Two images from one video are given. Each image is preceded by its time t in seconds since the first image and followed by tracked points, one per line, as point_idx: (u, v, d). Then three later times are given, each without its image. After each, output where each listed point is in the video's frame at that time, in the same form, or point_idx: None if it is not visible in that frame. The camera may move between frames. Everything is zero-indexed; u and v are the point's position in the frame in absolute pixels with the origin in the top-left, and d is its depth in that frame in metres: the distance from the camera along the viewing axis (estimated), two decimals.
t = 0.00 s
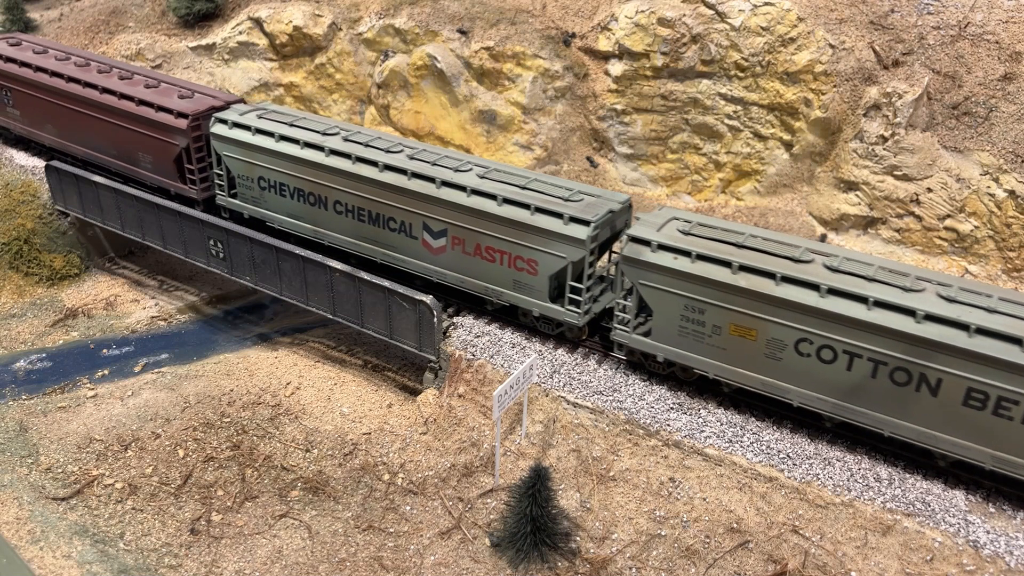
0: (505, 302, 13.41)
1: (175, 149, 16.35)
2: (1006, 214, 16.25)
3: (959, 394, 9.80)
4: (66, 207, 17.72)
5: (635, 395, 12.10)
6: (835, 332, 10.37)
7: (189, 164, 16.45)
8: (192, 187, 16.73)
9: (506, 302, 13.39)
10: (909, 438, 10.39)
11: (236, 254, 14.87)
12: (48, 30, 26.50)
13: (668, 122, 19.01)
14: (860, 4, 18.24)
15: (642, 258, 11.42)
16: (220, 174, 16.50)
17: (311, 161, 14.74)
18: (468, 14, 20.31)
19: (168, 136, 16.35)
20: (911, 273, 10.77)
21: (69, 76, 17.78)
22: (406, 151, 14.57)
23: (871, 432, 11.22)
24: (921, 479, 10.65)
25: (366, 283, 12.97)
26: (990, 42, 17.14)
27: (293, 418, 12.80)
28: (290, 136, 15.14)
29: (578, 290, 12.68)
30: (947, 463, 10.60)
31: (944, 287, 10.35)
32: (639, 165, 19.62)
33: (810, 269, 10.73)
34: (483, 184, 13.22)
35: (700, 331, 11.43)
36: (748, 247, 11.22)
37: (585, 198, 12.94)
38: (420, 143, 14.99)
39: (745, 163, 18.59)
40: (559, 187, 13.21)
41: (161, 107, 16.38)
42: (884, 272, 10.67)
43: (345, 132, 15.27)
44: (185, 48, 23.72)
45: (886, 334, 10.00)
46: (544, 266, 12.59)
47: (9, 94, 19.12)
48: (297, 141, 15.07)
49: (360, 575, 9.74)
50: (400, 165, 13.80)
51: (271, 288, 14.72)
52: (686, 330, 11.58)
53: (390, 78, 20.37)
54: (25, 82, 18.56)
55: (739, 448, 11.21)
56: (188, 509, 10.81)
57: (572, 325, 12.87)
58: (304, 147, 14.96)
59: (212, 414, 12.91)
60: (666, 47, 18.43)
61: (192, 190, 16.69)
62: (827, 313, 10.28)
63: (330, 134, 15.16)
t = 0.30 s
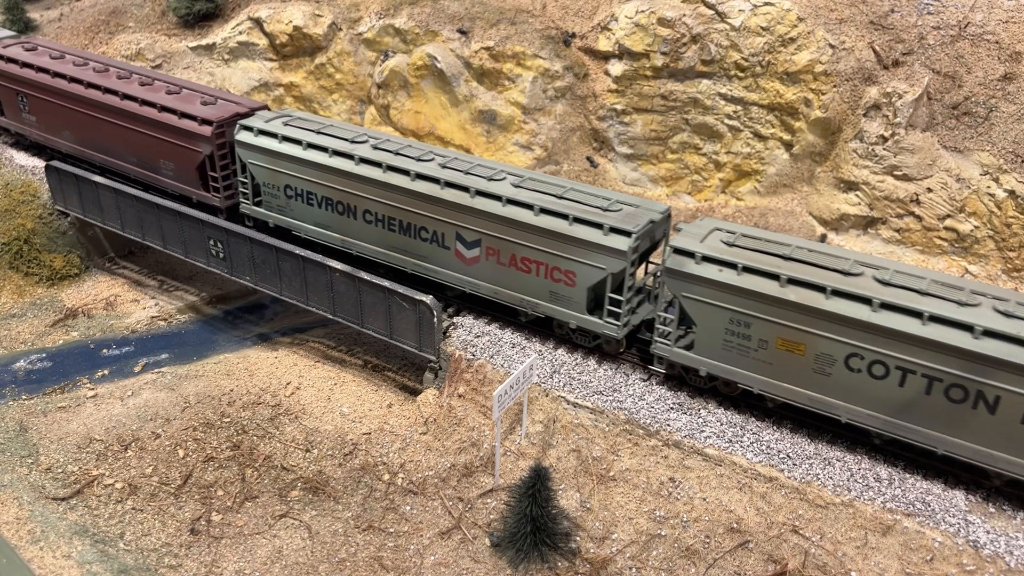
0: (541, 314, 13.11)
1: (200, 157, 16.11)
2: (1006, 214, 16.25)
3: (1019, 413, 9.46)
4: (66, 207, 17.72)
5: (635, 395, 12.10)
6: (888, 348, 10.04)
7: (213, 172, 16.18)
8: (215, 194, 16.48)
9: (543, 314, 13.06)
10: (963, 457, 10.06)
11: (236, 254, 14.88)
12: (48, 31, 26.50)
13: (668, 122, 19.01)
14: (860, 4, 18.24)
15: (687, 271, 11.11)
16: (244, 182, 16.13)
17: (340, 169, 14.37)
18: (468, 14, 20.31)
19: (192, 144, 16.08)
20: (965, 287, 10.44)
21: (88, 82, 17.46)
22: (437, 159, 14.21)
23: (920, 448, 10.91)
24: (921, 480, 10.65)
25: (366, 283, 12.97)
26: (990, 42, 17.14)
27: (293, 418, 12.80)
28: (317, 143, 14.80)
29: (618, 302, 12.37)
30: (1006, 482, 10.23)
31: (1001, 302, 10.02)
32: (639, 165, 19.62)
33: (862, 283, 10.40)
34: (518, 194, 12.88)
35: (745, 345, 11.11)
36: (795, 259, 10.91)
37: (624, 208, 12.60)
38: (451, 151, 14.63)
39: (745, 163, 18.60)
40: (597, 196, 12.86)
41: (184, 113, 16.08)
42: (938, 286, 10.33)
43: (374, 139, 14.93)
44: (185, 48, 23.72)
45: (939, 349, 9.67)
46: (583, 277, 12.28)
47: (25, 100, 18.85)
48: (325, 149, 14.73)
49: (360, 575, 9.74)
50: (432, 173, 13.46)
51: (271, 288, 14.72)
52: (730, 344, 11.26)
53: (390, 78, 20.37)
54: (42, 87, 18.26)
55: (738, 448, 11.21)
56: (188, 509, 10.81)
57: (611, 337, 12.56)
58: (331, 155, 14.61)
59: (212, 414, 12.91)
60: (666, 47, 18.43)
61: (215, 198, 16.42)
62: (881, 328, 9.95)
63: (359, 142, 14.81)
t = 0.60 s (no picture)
0: (579, 326, 12.83)
1: (224, 165, 15.71)
2: (1006, 214, 16.25)
3: None
4: (66, 207, 17.72)
5: (635, 395, 12.10)
6: (945, 366, 9.78)
7: (239, 180, 15.80)
8: (240, 203, 16.09)
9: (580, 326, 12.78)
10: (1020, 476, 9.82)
11: (236, 254, 14.88)
12: (48, 30, 26.50)
13: (668, 122, 19.01)
14: (860, 4, 18.24)
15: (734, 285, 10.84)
16: (270, 191, 15.75)
17: (371, 179, 14.04)
18: (468, 14, 20.31)
19: (217, 151, 15.70)
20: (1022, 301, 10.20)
21: (109, 88, 17.13)
22: (470, 168, 13.88)
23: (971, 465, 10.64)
24: (921, 480, 10.65)
25: (366, 283, 12.97)
26: (990, 42, 17.14)
27: (293, 418, 12.80)
28: (346, 152, 14.46)
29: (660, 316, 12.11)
30: None
31: None
32: (639, 165, 19.61)
33: (916, 299, 10.13)
34: (556, 205, 12.60)
35: (794, 361, 10.84)
36: (846, 273, 10.66)
37: (666, 220, 12.33)
38: (483, 160, 14.30)
39: (745, 163, 18.59)
40: (637, 206, 12.61)
41: (209, 120, 15.70)
42: (995, 302, 10.09)
43: (404, 148, 14.61)
44: (185, 48, 23.72)
45: (998, 368, 9.44)
46: (624, 290, 12.02)
47: (43, 105, 18.60)
48: (354, 158, 14.40)
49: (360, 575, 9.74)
50: (467, 184, 13.13)
51: (271, 288, 14.72)
52: (778, 360, 10.98)
53: (390, 78, 20.37)
54: (62, 94, 18.00)
55: (739, 448, 11.22)
56: (188, 509, 10.81)
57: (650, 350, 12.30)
58: (361, 164, 14.28)
59: (212, 414, 12.91)
60: (666, 47, 18.43)
61: (240, 207, 16.04)
62: (939, 346, 9.69)
63: (389, 151, 14.48)
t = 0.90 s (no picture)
0: (618, 340, 12.49)
1: (251, 173, 15.27)
2: (1006, 214, 16.27)
3: None
4: (66, 207, 17.72)
5: (635, 395, 12.10)
6: (1004, 383, 9.49)
7: (265, 189, 15.34)
8: (266, 212, 15.62)
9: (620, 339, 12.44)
10: None
11: (236, 254, 14.88)
12: (48, 30, 26.51)
13: (669, 122, 19.00)
14: (860, 3, 18.23)
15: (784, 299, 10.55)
16: (298, 200, 15.37)
17: (403, 188, 13.68)
18: (468, 14, 20.31)
19: (242, 159, 15.27)
20: None
21: (131, 95, 16.68)
22: (504, 177, 13.54)
23: None
24: (921, 480, 10.65)
25: (366, 283, 12.97)
26: (990, 42, 17.14)
27: (293, 418, 12.80)
28: (376, 160, 14.11)
29: (703, 329, 11.78)
30: None
31: None
32: (639, 165, 19.61)
33: (974, 314, 9.84)
34: (597, 215, 12.26)
35: (845, 377, 10.53)
36: (898, 287, 10.40)
37: (709, 231, 12.02)
38: (517, 169, 13.97)
39: (745, 163, 18.58)
40: (679, 218, 12.29)
41: (235, 127, 15.29)
42: None
43: (435, 156, 14.26)
44: (185, 48, 23.72)
45: None
46: (668, 303, 11.70)
47: (61, 112, 18.16)
48: (385, 166, 14.04)
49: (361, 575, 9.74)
50: (503, 194, 12.80)
51: (271, 288, 14.72)
52: (828, 376, 10.68)
53: (390, 78, 20.37)
54: (80, 99, 17.57)
55: (739, 448, 11.22)
56: (188, 509, 10.81)
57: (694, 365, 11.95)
58: (393, 174, 13.90)
59: (212, 414, 12.91)
60: (666, 47, 18.43)
61: (266, 216, 15.57)
62: (999, 362, 9.39)
63: (421, 159, 14.13)
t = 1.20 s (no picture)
0: (658, 353, 12.18)
1: (278, 181, 14.98)
2: (1006, 214, 16.28)
3: None
4: (66, 207, 17.73)
5: (635, 395, 12.10)
6: None
7: (293, 197, 15.04)
8: (294, 221, 15.29)
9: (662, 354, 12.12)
10: None
11: (236, 254, 14.88)
12: (48, 31, 26.52)
13: (668, 122, 19.00)
14: (860, 3, 18.22)
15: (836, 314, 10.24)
16: (325, 210, 14.97)
17: (436, 199, 13.34)
18: (468, 14, 20.31)
19: (269, 167, 14.98)
20: None
21: (154, 102, 16.41)
22: (539, 187, 13.22)
23: None
24: (921, 480, 10.65)
25: (366, 283, 12.98)
26: (990, 42, 17.14)
27: (293, 418, 12.80)
28: (407, 169, 13.76)
29: (748, 343, 11.48)
30: None
31: None
32: (639, 165, 19.61)
33: None
34: (638, 227, 11.94)
35: (898, 394, 10.26)
36: (954, 302, 10.12)
37: (753, 242, 11.72)
38: (551, 178, 13.65)
39: (745, 163, 18.58)
40: (722, 229, 11.98)
41: (261, 135, 15.01)
42: None
43: (467, 165, 13.93)
44: (185, 48, 23.72)
45: None
46: (713, 317, 11.38)
47: (81, 118, 17.91)
48: (417, 175, 13.69)
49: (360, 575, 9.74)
50: (540, 204, 12.48)
51: (271, 288, 14.72)
52: (880, 393, 10.39)
53: (390, 78, 20.37)
54: (100, 106, 17.28)
55: (739, 448, 11.22)
56: (188, 509, 10.81)
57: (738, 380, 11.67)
58: (425, 183, 13.55)
59: (212, 414, 12.91)
60: (666, 47, 18.43)
61: (294, 225, 15.24)
62: None
63: (453, 168, 13.79)
